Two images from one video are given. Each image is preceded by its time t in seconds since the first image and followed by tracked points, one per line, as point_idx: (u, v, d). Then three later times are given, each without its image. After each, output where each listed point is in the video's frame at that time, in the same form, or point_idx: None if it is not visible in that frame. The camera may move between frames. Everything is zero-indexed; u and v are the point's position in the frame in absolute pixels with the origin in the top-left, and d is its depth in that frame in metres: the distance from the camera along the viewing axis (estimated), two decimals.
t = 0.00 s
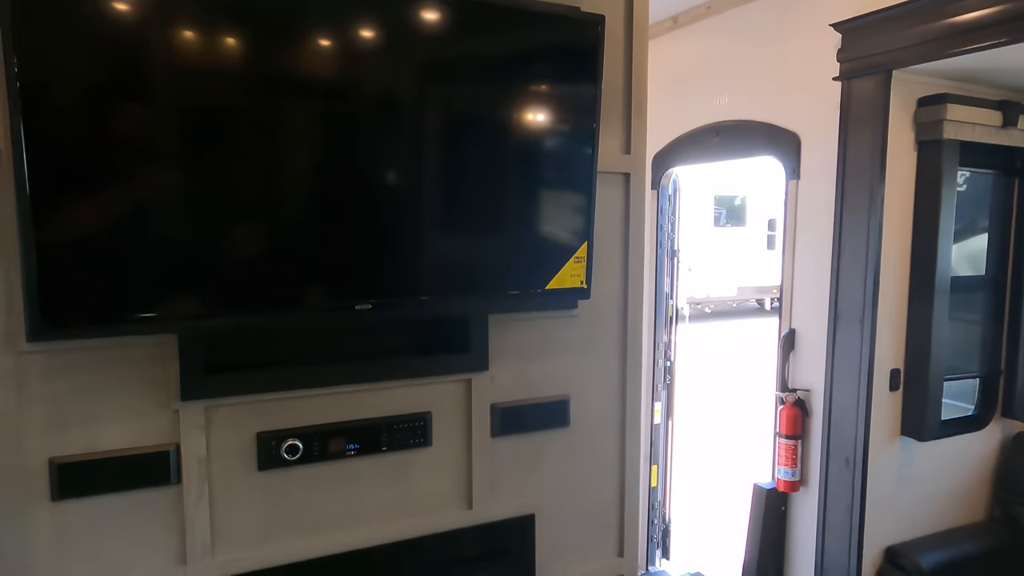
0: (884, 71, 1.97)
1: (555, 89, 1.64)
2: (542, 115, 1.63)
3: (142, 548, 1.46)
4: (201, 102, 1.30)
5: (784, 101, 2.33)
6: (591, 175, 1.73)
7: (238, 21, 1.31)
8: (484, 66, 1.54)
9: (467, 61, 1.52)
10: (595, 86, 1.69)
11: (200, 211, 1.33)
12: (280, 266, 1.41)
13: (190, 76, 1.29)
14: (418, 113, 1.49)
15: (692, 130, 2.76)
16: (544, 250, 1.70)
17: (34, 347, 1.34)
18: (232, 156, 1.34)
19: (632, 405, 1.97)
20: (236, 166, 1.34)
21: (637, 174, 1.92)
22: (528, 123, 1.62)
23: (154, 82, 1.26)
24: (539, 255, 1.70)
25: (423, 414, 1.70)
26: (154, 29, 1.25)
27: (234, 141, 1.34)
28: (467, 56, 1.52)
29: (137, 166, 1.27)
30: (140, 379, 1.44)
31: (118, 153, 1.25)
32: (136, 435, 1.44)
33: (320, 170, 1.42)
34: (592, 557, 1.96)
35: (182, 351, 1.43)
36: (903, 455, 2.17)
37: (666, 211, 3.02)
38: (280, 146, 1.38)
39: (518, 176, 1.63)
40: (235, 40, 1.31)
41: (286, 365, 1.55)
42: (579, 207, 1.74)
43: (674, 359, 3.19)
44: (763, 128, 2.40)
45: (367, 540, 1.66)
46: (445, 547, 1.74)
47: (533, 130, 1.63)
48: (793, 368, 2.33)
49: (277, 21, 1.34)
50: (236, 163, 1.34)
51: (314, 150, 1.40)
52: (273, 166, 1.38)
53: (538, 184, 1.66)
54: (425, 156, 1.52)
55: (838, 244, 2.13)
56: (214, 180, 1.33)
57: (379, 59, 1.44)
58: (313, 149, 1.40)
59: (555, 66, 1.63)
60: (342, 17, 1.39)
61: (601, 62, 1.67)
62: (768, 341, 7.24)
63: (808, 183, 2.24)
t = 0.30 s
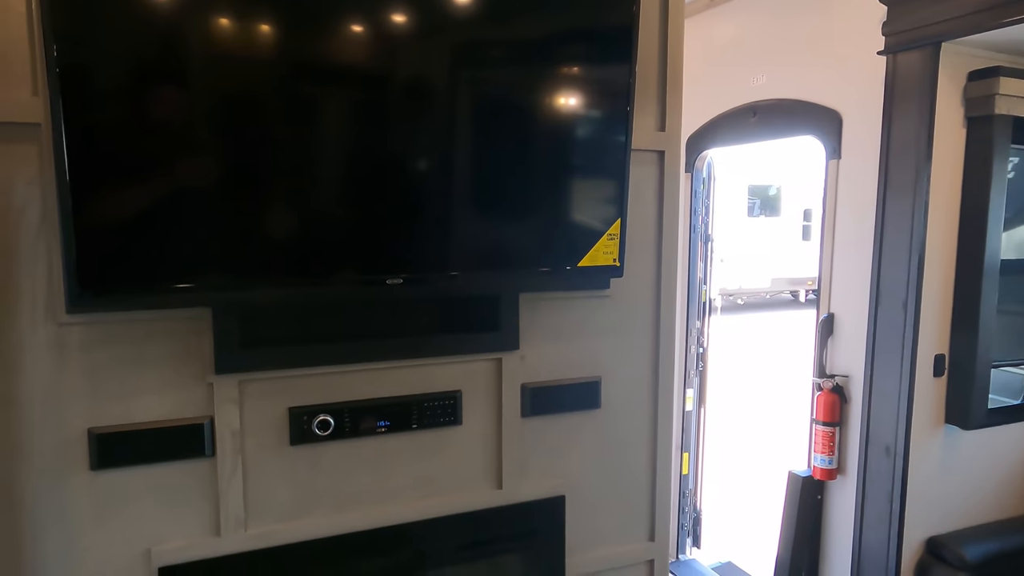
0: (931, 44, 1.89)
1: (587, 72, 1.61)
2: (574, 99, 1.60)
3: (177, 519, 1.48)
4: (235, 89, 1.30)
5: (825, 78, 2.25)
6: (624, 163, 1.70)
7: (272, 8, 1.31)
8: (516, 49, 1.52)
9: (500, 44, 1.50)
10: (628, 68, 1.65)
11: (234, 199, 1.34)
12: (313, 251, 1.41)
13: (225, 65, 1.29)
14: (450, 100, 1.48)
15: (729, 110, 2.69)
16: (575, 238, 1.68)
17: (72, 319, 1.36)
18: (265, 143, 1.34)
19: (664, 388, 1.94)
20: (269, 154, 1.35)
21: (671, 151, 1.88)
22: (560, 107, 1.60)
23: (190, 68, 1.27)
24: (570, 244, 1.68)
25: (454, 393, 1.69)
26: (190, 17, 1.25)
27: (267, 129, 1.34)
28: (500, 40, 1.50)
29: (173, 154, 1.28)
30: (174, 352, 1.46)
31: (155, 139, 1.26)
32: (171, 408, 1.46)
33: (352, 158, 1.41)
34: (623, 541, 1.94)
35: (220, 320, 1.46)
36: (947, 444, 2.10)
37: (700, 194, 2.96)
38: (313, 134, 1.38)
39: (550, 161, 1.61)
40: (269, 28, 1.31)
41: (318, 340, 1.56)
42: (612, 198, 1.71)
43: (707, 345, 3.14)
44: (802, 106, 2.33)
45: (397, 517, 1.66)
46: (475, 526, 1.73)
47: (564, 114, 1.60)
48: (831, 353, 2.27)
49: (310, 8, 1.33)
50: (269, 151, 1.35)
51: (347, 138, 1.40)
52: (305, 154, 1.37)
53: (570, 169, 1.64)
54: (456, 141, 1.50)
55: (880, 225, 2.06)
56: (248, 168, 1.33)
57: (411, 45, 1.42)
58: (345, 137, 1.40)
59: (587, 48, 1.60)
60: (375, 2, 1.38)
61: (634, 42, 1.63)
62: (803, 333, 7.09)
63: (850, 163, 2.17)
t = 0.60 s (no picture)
0: (973, 16, 1.82)
1: (613, 52, 1.57)
2: (599, 81, 1.57)
3: (205, 490, 1.50)
4: (261, 73, 1.30)
5: (860, 54, 2.19)
6: (649, 147, 1.67)
7: None
8: (541, 30, 1.49)
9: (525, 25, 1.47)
10: (655, 49, 1.61)
11: (260, 183, 1.34)
12: (338, 234, 1.41)
13: (251, 49, 1.29)
14: (475, 85, 1.46)
15: (758, 89, 2.63)
16: (600, 221, 1.65)
17: (103, 291, 1.38)
18: (290, 127, 1.34)
19: (690, 368, 1.91)
20: (294, 138, 1.34)
21: (699, 128, 1.84)
22: (585, 89, 1.57)
23: (217, 52, 1.27)
24: (595, 230, 1.65)
25: (477, 370, 1.69)
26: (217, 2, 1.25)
27: (292, 113, 1.34)
28: (525, 21, 1.48)
29: (200, 140, 1.29)
30: (201, 325, 1.47)
31: (183, 122, 1.27)
32: (197, 381, 1.47)
33: (376, 142, 1.41)
34: (647, 523, 1.93)
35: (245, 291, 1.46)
36: (981, 429, 2.04)
37: (728, 175, 2.91)
38: (337, 119, 1.37)
39: (576, 144, 1.58)
40: (294, 11, 1.30)
41: (343, 315, 1.56)
42: (635, 185, 1.67)
43: (733, 330, 3.10)
44: (836, 83, 2.27)
45: (421, 493, 1.66)
46: (497, 503, 1.73)
47: (590, 95, 1.57)
48: (861, 337, 2.22)
49: None
50: (295, 135, 1.34)
51: (371, 123, 1.39)
52: (330, 140, 1.37)
53: (595, 153, 1.61)
54: (479, 122, 1.48)
55: (915, 205, 2.00)
56: (273, 152, 1.34)
57: (436, 28, 1.41)
58: (370, 123, 1.39)
59: (614, 28, 1.56)
60: None
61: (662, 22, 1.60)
62: (831, 322, 6.98)
63: (885, 140, 2.12)
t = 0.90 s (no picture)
0: None
1: (635, 30, 1.53)
2: (621, 60, 1.53)
3: (229, 458, 1.51)
4: (281, 54, 1.29)
5: (892, 24, 2.13)
6: (673, 130, 1.63)
7: None
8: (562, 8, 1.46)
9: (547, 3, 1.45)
10: (680, 26, 1.57)
11: (279, 165, 1.34)
12: (357, 215, 1.41)
13: (270, 30, 1.28)
14: (496, 65, 1.44)
15: (785, 63, 2.57)
16: (620, 203, 1.62)
17: (126, 259, 1.38)
18: (309, 108, 1.33)
19: (713, 344, 1.89)
20: (314, 119, 1.34)
21: (725, 100, 1.80)
22: (605, 68, 1.53)
23: (237, 31, 1.26)
24: (616, 207, 1.62)
25: (498, 343, 1.68)
26: None
27: (311, 94, 1.32)
28: None
29: (219, 122, 1.29)
30: (223, 295, 1.47)
31: (203, 101, 1.27)
32: (219, 350, 1.48)
33: (395, 124, 1.39)
34: (667, 499, 1.92)
35: (266, 259, 1.45)
36: (1011, 408, 2.00)
37: (752, 152, 2.86)
38: (357, 100, 1.36)
39: (598, 122, 1.55)
40: None
41: (364, 287, 1.56)
42: (656, 166, 1.63)
43: (755, 310, 3.06)
44: (866, 54, 2.21)
45: (441, 465, 1.67)
46: (516, 476, 1.73)
47: (611, 75, 1.53)
48: (888, 316, 2.18)
49: None
50: (314, 116, 1.33)
51: (390, 104, 1.38)
52: (349, 122, 1.36)
53: (618, 133, 1.58)
54: (499, 101, 1.46)
55: (947, 181, 1.95)
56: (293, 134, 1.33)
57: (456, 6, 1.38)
58: (388, 104, 1.38)
59: (636, 5, 1.52)
60: None
61: None
62: (854, 308, 6.88)
63: (916, 114, 2.06)
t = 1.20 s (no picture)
0: None
1: (649, 8, 1.49)
2: (635, 37, 1.49)
3: (245, 429, 1.52)
4: (292, 33, 1.27)
5: None
6: (688, 113, 1.59)
7: None
8: None
9: None
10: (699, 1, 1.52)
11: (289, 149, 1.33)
12: (370, 184, 1.39)
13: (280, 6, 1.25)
14: (509, 45, 1.41)
15: (805, 36, 2.52)
16: (634, 181, 1.59)
17: (142, 228, 1.38)
18: (320, 88, 1.31)
19: (730, 319, 1.87)
20: (324, 101, 1.32)
21: (745, 70, 1.77)
22: (619, 46, 1.49)
23: (248, 9, 1.24)
24: (632, 181, 1.59)
25: (513, 316, 1.67)
26: None
27: (321, 74, 1.31)
28: None
29: (231, 101, 1.27)
30: (238, 266, 1.46)
31: (214, 78, 1.25)
32: (235, 321, 1.47)
33: (406, 104, 1.37)
34: (682, 475, 1.91)
35: (280, 229, 1.44)
36: None
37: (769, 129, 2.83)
38: (368, 81, 1.34)
39: (612, 102, 1.52)
40: None
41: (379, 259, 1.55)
42: (666, 146, 1.60)
43: (770, 289, 3.03)
44: (889, 26, 2.16)
45: (456, 438, 1.66)
46: (531, 450, 1.73)
47: (624, 52, 1.49)
48: (908, 293, 2.15)
49: None
50: (325, 95, 1.32)
51: (401, 84, 1.36)
52: (360, 102, 1.34)
53: (632, 113, 1.54)
54: (511, 77, 1.43)
55: (971, 156, 1.91)
56: (304, 115, 1.32)
57: None
58: (400, 85, 1.36)
59: None
60: None
61: None
62: (867, 293, 6.81)
63: (940, 86, 2.02)
